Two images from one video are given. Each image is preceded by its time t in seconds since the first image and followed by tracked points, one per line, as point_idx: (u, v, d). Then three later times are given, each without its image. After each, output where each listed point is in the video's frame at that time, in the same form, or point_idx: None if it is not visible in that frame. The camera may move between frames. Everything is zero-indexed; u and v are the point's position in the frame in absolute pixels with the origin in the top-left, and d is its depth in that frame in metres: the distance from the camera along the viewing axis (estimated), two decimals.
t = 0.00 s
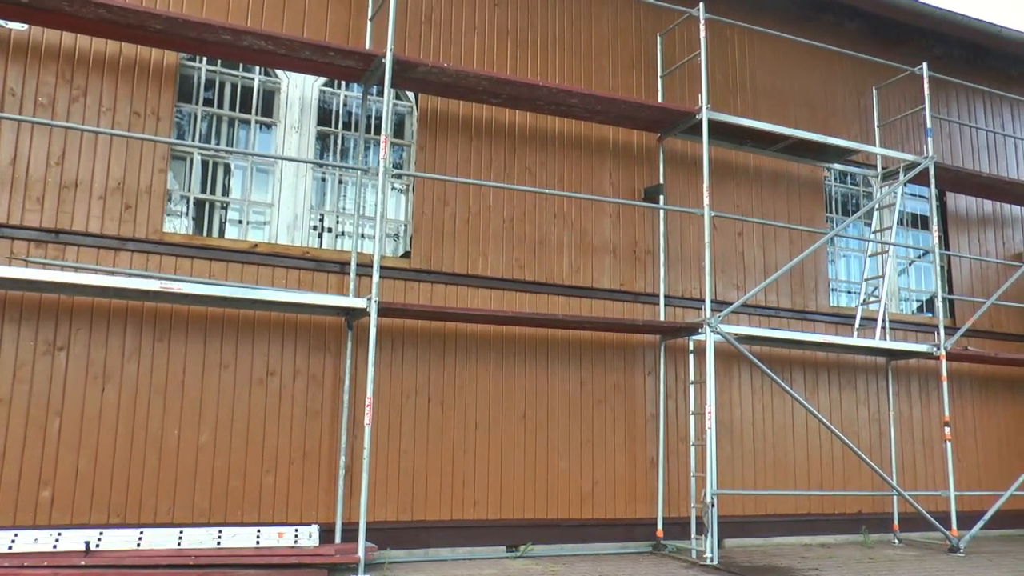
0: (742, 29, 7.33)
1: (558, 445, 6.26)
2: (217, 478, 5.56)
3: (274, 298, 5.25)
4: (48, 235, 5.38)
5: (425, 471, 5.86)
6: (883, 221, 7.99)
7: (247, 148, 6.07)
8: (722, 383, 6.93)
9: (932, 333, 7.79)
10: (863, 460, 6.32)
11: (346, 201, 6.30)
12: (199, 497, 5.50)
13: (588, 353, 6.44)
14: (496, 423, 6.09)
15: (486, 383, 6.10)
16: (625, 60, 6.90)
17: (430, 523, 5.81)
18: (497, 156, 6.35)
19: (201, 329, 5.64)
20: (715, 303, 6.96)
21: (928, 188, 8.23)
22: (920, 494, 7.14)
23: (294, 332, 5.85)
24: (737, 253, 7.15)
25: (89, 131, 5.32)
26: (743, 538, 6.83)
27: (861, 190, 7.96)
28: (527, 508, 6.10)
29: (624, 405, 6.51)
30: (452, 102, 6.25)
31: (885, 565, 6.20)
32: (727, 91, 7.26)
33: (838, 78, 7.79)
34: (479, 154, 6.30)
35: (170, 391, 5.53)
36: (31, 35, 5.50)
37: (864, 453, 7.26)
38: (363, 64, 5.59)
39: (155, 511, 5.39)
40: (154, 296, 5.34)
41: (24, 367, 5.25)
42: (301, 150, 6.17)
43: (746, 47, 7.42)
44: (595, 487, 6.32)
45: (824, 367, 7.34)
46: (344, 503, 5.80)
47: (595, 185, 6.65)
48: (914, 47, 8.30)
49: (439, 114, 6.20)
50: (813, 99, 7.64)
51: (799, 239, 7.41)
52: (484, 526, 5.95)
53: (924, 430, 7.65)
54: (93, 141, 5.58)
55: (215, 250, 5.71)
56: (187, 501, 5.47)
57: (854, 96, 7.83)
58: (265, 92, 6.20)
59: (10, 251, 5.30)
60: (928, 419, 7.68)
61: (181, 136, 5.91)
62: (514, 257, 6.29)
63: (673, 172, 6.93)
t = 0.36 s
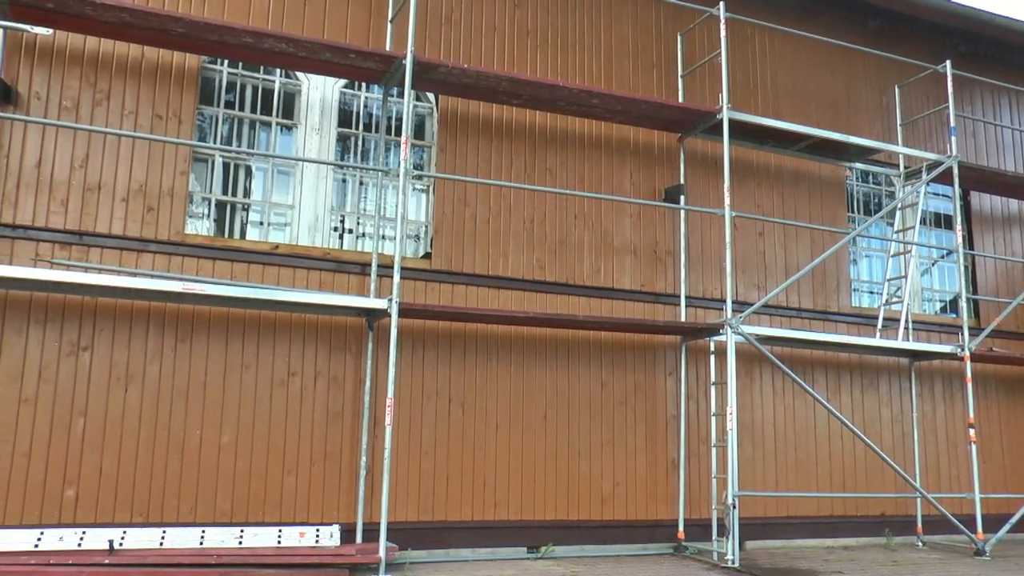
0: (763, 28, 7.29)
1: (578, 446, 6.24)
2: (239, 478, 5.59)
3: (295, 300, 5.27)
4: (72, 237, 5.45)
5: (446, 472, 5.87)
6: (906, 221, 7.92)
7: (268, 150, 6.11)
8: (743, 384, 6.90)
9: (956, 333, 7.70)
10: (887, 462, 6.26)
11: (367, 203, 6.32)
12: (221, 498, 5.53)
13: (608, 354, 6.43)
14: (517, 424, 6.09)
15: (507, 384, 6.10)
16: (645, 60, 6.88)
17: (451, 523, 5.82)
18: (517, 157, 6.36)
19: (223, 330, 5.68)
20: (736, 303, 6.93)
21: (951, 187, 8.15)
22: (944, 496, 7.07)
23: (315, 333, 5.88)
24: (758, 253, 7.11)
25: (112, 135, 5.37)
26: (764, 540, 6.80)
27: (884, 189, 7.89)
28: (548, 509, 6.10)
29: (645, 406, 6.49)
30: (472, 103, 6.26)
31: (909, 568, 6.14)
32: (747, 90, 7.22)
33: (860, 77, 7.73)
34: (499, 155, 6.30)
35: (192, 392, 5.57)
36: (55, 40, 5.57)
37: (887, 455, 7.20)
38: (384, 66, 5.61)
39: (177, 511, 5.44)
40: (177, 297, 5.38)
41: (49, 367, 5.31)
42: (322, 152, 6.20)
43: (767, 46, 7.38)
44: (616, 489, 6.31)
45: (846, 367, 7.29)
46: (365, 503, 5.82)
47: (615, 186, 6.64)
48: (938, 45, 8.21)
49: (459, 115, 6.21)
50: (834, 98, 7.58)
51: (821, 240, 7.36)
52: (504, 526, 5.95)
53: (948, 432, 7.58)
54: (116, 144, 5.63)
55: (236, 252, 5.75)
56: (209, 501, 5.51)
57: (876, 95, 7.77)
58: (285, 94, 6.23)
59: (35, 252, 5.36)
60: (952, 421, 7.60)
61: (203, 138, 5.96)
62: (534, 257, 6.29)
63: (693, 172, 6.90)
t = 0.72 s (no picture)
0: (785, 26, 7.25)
1: (600, 447, 6.23)
2: (261, 478, 5.63)
3: (317, 301, 5.30)
4: (97, 239, 5.51)
5: (468, 473, 5.88)
6: (930, 221, 7.84)
7: (290, 152, 6.15)
8: (766, 386, 6.86)
9: (982, 334, 7.61)
10: (911, 464, 6.19)
11: (388, 204, 6.34)
12: (244, 498, 5.57)
13: (630, 355, 6.41)
14: (538, 425, 6.09)
15: (529, 385, 6.10)
16: (667, 60, 6.85)
17: (473, 524, 5.83)
18: (539, 158, 6.36)
19: (246, 331, 5.72)
20: (758, 304, 6.89)
21: (977, 187, 8.05)
22: (970, 499, 6.98)
23: (338, 334, 5.90)
24: (781, 253, 7.07)
25: (136, 138, 5.43)
26: (787, 542, 6.75)
27: (908, 189, 7.81)
28: (570, 510, 6.09)
29: (667, 407, 6.46)
30: (494, 104, 6.27)
31: (935, 572, 6.07)
32: (769, 90, 7.18)
33: (884, 76, 7.66)
34: (521, 156, 6.30)
35: (215, 393, 5.61)
36: (80, 45, 5.63)
37: (912, 458, 7.13)
38: (405, 67, 5.62)
39: (201, 511, 5.48)
40: (200, 299, 5.43)
41: (75, 368, 5.37)
42: (344, 154, 6.22)
43: (789, 46, 7.33)
44: (638, 490, 6.29)
45: (870, 369, 7.23)
46: (387, 504, 5.83)
47: (637, 187, 6.62)
48: (963, 42, 8.12)
49: (481, 116, 6.22)
50: (858, 97, 7.52)
51: (844, 240, 7.30)
52: (527, 528, 5.95)
53: (974, 434, 7.49)
54: (140, 147, 5.69)
55: (259, 253, 5.79)
56: (232, 501, 5.55)
57: (900, 93, 7.69)
58: (307, 96, 6.27)
59: (61, 254, 5.43)
60: (978, 423, 7.51)
61: (226, 141, 6.01)
62: (556, 258, 6.28)
63: (715, 172, 6.86)
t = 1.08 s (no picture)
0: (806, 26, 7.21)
1: (619, 448, 6.21)
2: (281, 478, 5.66)
3: (336, 301, 5.32)
4: (119, 241, 5.56)
5: (487, 473, 5.88)
6: (952, 221, 7.77)
7: (310, 154, 6.18)
8: (786, 387, 6.83)
9: (1006, 336, 7.53)
10: (934, 467, 6.13)
11: (408, 205, 6.36)
12: (264, 498, 5.61)
13: (649, 356, 6.39)
14: (557, 426, 6.08)
15: (548, 386, 6.10)
16: (686, 60, 6.83)
17: (492, 525, 5.83)
18: (559, 158, 6.35)
19: (266, 332, 5.76)
20: (779, 305, 6.86)
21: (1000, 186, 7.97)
22: (994, 502, 6.90)
23: (357, 335, 5.92)
24: (801, 254, 7.03)
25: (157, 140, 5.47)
26: (808, 545, 6.71)
27: (929, 188, 7.75)
28: (590, 511, 6.08)
29: (687, 409, 6.44)
30: (513, 105, 6.27)
31: None
32: (790, 89, 7.14)
33: (905, 75, 7.60)
34: (540, 156, 6.30)
35: (236, 393, 5.65)
36: (103, 48, 5.68)
37: (934, 460, 7.06)
38: (425, 68, 5.64)
39: (221, 509, 5.52)
40: (221, 300, 5.46)
41: (97, 368, 5.42)
42: (364, 155, 6.24)
43: (809, 45, 7.29)
44: (658, 491, 6.27)
45: (891, 370, 7.17)
46: (407, 504, 5.85)
47: (657, 187, 6.60)
48: (987, 40, 8.03)
49: (500, 117, 6.22)
50: (879, 96, 7.46)
51: (864, 240, 7.25)
52: (546, 528, 5.94)
53: (997, 436, 7.41)
54: (161, 149, 5.74)
55: (279, 254, 5.81)
56: (252, 501, 5.58)
57: (921, 92, 7.63)
58: (328, 98, 6.30)
59: (83, 256, 5.49)
60: (1001, 425, 7.43)
61: (246, 143, 6.04)
62: (576, 259, 6.28)
63: (735, 173, 6.83)
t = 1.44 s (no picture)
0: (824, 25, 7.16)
1: (637, 450, 6.20)
2: (300, 478, 5.68)
3: (354, 302, 5.34)
4: (138, 242, 5.60)
5: (505, 474, 5.88)
6: (973, 221, 7.70)
7: (328, 155, 6.21)
8: (804, 388, 6.79)
9: None
10: (955, 469, 6.07)
11: (426, 207, 6.37)
12: (282, 498, 5.63)
13: (667, 357, 6.37)
14: (575, 428, 6.08)
15: (566, 387, 6.09)
16: (704, 60, 6.81)
17: (510, 526, 5.83)
18: (576, 159, 6.35)
19: (284, 333, 5.78)
20: (797, 306, 6.82)
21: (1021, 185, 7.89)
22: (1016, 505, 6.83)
23: (375, 336, 5.94)
24: (819, 255, 6.99)
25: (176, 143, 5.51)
26: (827, 547, 6.66)
27: (949, 188, 7.68)
28: (608, 513, 6.06)
29: (706, 410, 6.42)
30: (530, 106, 6.27)
31: None
32: (808, 89, 7.11)
33: (925, 74, 7.55)
34: (558, 157, 6.30)
35: (255, 394, 5.68)
36: (123, 51, 5.73)
37: (955, 463, 7.00)
38: (443, 70, 5.64)
39: (240, 509, 5.55)
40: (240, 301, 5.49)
41: (117, 368, 5.46)
42: (382, 156, 6.26)
43: (828, 44, 7.25)
44: (676, 493, 6.25)
45: (911, 372, 7.11)
46: (426, 505, 5.85)
47: (675, 188, 6.58)
48: (1008, 39, 7.96)
49: (518, 118, 6.23)
50: (898, 95, 7.41)
51: (883, 241, 7.20)
52: (564, 530, 5.94)
53: (1020, 439, 7.33)
54: (180, 151, 5.77)
55: (298, 256, 5.84)
56: (270, 501, 5.61)
57: (941, 91, 7.57)
58: (345, 100, 6.32)
59: (103, 258, 5.53)
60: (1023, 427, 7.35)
61: (264, 145, 6.08)
62: (593, 259, 6.27)
63: (753, 173, 6.80)
